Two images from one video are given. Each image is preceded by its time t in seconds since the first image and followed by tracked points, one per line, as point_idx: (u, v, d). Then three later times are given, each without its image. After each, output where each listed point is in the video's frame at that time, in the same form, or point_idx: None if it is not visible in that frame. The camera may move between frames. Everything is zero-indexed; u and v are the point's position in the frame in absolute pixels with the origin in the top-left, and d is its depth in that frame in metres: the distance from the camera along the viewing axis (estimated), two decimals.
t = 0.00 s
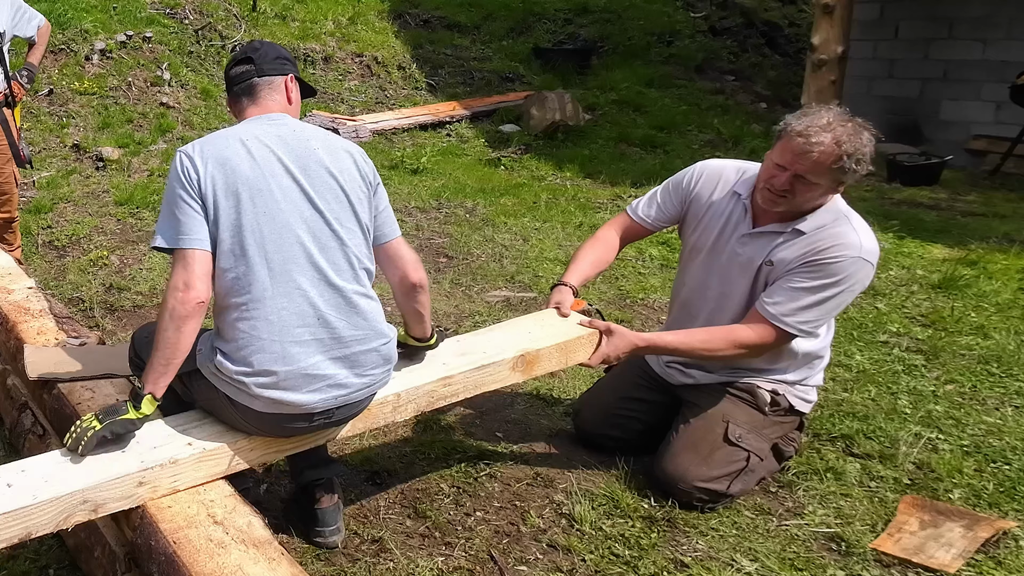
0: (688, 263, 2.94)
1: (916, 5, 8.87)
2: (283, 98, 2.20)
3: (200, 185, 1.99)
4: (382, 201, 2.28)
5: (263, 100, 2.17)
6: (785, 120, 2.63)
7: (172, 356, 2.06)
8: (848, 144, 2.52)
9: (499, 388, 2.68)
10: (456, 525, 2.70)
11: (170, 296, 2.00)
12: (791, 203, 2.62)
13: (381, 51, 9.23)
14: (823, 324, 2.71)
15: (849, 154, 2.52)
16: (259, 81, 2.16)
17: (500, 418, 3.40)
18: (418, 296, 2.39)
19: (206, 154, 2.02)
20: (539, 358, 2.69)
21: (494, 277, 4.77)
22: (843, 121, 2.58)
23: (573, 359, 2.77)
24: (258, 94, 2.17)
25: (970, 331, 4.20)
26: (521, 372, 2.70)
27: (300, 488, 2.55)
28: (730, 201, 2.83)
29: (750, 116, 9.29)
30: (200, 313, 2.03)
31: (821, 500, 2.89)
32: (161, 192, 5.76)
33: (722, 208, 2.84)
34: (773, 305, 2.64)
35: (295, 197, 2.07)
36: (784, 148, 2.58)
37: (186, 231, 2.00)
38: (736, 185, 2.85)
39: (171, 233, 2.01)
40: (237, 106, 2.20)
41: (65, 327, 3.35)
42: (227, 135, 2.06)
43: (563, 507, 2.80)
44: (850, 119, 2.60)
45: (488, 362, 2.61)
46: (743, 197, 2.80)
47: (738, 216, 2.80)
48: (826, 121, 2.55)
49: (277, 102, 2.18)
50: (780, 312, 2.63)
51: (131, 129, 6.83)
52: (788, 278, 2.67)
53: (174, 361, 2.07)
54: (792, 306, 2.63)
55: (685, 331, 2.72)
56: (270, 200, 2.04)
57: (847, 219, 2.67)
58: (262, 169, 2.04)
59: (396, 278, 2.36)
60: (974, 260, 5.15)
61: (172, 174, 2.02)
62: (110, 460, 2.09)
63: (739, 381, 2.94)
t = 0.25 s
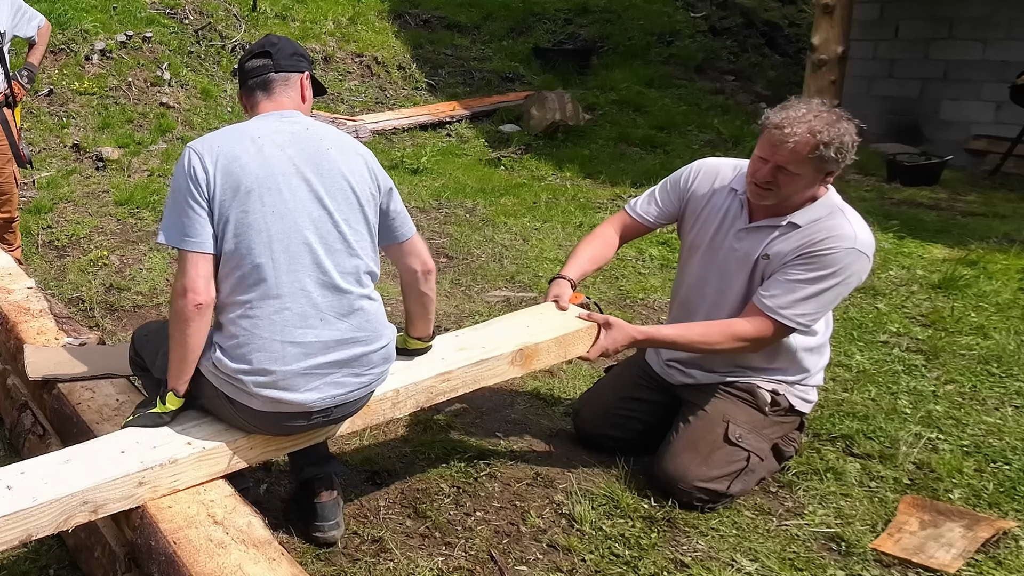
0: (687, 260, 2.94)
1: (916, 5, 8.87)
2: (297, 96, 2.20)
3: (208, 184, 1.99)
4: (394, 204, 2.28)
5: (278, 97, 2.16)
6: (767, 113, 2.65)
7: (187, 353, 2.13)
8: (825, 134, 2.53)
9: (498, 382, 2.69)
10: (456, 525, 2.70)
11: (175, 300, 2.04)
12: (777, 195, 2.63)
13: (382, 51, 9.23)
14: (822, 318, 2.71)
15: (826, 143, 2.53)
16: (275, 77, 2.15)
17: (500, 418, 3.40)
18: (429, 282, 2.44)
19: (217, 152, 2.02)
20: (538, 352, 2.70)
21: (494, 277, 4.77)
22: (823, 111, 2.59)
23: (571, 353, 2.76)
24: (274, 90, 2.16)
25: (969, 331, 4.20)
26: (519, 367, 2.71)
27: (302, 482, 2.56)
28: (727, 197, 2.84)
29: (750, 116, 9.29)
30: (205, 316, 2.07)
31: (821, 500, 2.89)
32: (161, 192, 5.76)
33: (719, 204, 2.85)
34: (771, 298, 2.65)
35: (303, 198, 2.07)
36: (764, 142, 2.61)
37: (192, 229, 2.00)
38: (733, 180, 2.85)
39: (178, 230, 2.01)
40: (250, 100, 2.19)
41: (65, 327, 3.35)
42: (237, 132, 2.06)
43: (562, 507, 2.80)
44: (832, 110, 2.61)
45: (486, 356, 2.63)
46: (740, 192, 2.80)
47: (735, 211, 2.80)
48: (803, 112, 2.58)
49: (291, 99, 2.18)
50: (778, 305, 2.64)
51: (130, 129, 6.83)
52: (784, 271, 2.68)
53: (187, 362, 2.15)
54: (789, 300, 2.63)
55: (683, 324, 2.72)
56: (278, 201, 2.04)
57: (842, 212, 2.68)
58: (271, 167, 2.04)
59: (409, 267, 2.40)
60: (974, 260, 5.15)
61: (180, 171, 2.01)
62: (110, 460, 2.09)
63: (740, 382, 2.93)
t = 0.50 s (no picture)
0: (685, 257, 2.95)
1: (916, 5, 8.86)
2: (288, 97, 2.25)
3: (212, 171, 2.01)
4: (389, 192, 2.32)
5: (272, 98, 2.20)
6: (781, 107, 2.64)
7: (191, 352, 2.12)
8: (836, 136, 2.53)
9: (497, 377, 2.68)
10: (456, 525, 2.70)
11: (178, 300, 2.06)
12: (771, 187, 2.62)
13: (381, 51, 9.23)
14: (818, 310, 2.71)
15: (836, 145, 2.54)
16: (270, 78, 2.19)
17: (500, 418, 3.40)
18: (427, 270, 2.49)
19: (220, 141, 2.05)
20: (537, 347, 2.68)
21: (494, 277, 4.77)
22: (834, 112, 2.59)
23: (571, 347, 2.76)
24: (269, 91, 2.19)
25: (969, 331, 4.20)
26: (519, 362, 2.70)
27: (323, 459, 2.67)
28: (722, 193, 2.85)
29: (750, 116, 9.29)
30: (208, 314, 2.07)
31: (821, 500, 2.89)
32: (161, 192, 5.76)
33: (713, 200, 2.86)
34: (766, 290, 2.65)
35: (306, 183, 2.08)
36: (772, 136, 2.59)
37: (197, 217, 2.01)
38: (728, 177, 2.87)
39: (182, 221, 2.02)
40: (244, 99, 2.19)
41: (65, 327, 3.35)
42: (241, 125, 2.10)
43: (563, 507, 2.79)
44: (842, 111, 2.61)
45: (485, 352, 2.62)
46: (735, 188, 2.81)
47: (731, 207, 2.81)
48: (819, 111, 2.57)
49: (284, 98, 2.22)
50: (773, 296, 2.64)
51: (130, 129, 6.83)
52: (779, 262, 2.69)
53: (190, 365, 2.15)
54: (785, 291, 2.64)
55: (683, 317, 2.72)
56: (281, 185, 2.05)
57: (835, 205, 2.68)
58: (274, 155, 2.06)
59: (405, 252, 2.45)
60: (974, 260, 5.15)
61: (186, 163, 2.04)
62: (110, 460, 2.09)
63: (740, 382, 2.94)
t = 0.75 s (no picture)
0: (685, 255, 2.95)
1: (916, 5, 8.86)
2: (275, 86, 2.28)
3: (211, 166, 2.04)
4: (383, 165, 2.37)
5: (262, 85, 2.22)
6: (784, 105, 2.65)
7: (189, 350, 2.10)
8: (841, 134, 2.56)
9: (497, 370, 2.69)
10: (456, 525, 2.70)
11: (178, 295, 2.08)
12: (775, 186, 2.64)
13: (381, 51, 9.23)
14: (816, 306, 2.71)
15: (840, 143, 2.56)
16: (259, 68, 2.21)
17: (500, 418, 3.40)
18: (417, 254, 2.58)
19: (214, 139, 2.07)
20: (536, 338, 2.70)
21: (494, 277, 4.77)
22: (838, 110, 2.61)
23: (570, 338, 2.77)
24: (259, 80, 2.22)
25: (969, 331, 4.20)
26: (517, 354, 2.71)
27: (326, 457, 2.71)
28: (723, 191, 2.85)
29: (750, 116, 9.29)
30: (206, 308, 2.09)
31: (821, 500, 2.89)
32: (161, 192, 5.76)
33: (713, 199, 2.86)
34: (764, 285, 2.66)
35: (308, 163, 2.12)
36: (777, 133, 2.59)
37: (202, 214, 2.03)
38: (729, 175, 2.87)
39: (184, 222, 2.04)
40: (234, 91, 2.21)
41: (65, 327, 3.35)
42: (230, 121, 2.11)
43: (563, 507, 2.80)
44: (844, 109, 2.63)
45: (484, 344, 2.62)
46: (735, 186, 2.82)
47: (730, 206, 2.81)
48: (823, 109, 2.58)
49: (272, 88, 2.25)
50: (770, 290, 2.65)
51: (131, 129, 6.83)
52: (779, 258, 2.69)
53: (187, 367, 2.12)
54: (782, 285, 2.65)
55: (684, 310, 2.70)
56: (284, 169, 2.08)
57: (835, 203, 2.68)
58: (272, 145, 2.09)
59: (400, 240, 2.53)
60: (974, 260, 5.15)
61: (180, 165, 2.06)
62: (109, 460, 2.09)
63: (740, 382, 2.94)
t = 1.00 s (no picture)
0: (685, 253, 2.95)
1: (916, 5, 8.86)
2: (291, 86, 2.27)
3: (239, 177, 2.03)
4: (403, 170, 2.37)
5: (281, 86, 2.21)
6: (785, 105, 2.64)
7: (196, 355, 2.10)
8: (846, 132, 2.57)
9: (496, 365, 2.71)
10: (456, 525, 2.70)
11: (190, 299, 2.06)
12: (781, 186, 2.64)
13: (381, 51, 9.23)
14: (815, 304, 2.71)
15: (844, 140, 2.57)
16: (278, 68, 2.20)
17: (500, 418, 3.39)
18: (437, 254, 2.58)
19: (240, 146, 2.06)
20: (534, 334, 2.71)
21: (494, 277, 4.77)
22: (840, 107, 2.62)
23: (567, 334, 2.79)
24: (278, 80, 2.20)
25: (969, 331, 4.20)
26: (516, 350, 2.73)
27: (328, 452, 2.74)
28: (724, 191, 2.85)
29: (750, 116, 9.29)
30: (220, 315, 2.07)
31: (821, 500, 2.89)
32: (161, 192, 5.76)
33: (714, 198, 2.87)
34: (763, 282, 2.66)
35: (335, 176, 2.13)
36: (782, 133, 2.59)
37: (229, 226, 2.04)
38: (731, 175, 2.87)
39: (204, 230, 2.03)
40: (252, 91, 2.19)
41: (65, 327, 3.35)
42: (255, 127, 2.10)
43: (563, 507, 2.80)
44: (845, 106, 2.64)
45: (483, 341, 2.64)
46: (737, 185, 2.82)
47: (731, 205, 2.82)
48: (827, 107, 2.58)
49: (289, 88, 2.24)
50: (769, 288, 2.65)
51: (130, 129, 6.83)
52: (778, 256, 2.69)
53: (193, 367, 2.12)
54: (780, 282, 2.65)
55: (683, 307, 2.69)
56: (312, 182, 2.09)
57: (836, 201, 2.68)
58: (299, 155, 2.09)
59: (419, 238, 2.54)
60: (974, 260, 5.15)
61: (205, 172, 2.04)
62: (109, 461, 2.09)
63: (740, 382, 2.94)
